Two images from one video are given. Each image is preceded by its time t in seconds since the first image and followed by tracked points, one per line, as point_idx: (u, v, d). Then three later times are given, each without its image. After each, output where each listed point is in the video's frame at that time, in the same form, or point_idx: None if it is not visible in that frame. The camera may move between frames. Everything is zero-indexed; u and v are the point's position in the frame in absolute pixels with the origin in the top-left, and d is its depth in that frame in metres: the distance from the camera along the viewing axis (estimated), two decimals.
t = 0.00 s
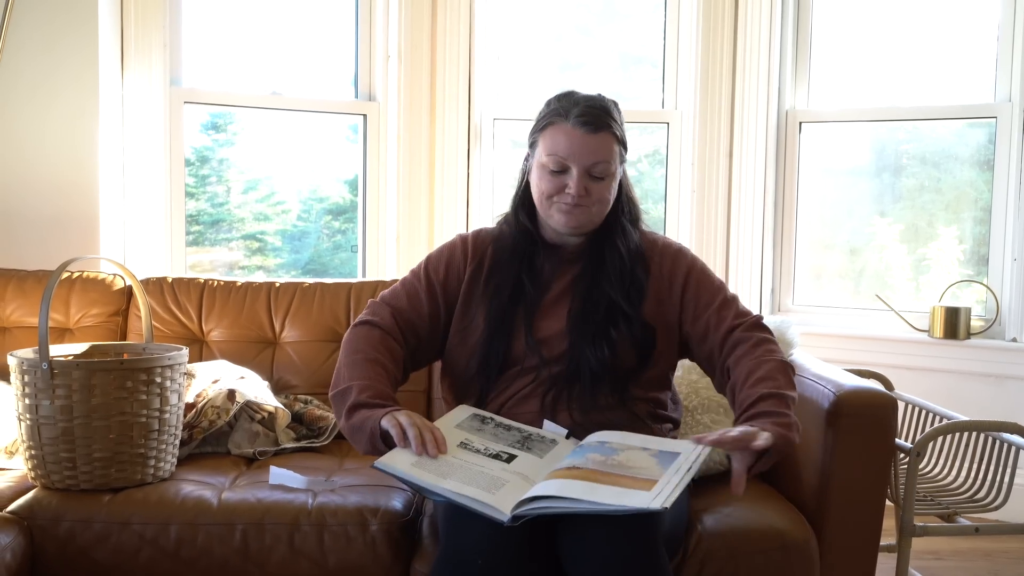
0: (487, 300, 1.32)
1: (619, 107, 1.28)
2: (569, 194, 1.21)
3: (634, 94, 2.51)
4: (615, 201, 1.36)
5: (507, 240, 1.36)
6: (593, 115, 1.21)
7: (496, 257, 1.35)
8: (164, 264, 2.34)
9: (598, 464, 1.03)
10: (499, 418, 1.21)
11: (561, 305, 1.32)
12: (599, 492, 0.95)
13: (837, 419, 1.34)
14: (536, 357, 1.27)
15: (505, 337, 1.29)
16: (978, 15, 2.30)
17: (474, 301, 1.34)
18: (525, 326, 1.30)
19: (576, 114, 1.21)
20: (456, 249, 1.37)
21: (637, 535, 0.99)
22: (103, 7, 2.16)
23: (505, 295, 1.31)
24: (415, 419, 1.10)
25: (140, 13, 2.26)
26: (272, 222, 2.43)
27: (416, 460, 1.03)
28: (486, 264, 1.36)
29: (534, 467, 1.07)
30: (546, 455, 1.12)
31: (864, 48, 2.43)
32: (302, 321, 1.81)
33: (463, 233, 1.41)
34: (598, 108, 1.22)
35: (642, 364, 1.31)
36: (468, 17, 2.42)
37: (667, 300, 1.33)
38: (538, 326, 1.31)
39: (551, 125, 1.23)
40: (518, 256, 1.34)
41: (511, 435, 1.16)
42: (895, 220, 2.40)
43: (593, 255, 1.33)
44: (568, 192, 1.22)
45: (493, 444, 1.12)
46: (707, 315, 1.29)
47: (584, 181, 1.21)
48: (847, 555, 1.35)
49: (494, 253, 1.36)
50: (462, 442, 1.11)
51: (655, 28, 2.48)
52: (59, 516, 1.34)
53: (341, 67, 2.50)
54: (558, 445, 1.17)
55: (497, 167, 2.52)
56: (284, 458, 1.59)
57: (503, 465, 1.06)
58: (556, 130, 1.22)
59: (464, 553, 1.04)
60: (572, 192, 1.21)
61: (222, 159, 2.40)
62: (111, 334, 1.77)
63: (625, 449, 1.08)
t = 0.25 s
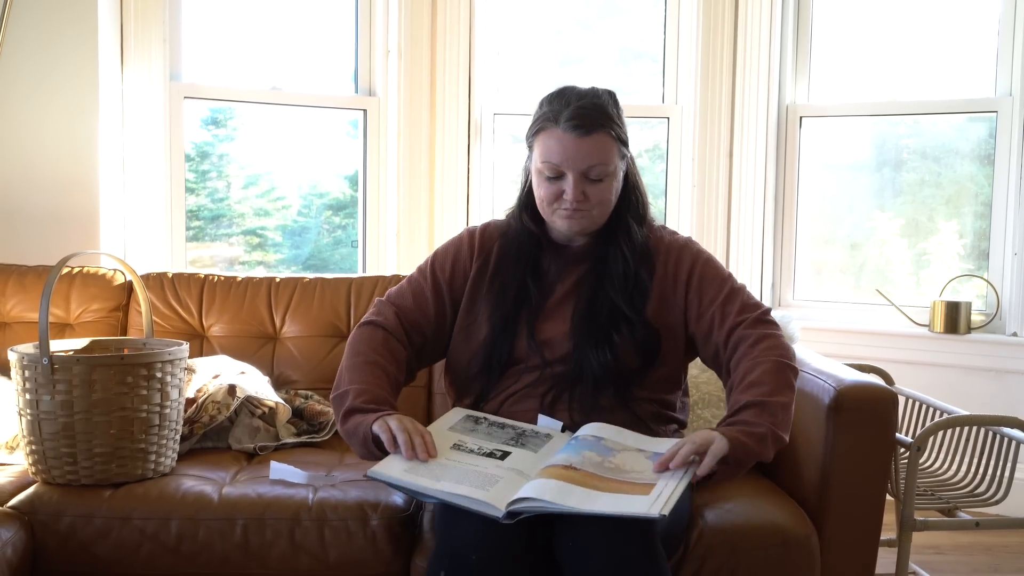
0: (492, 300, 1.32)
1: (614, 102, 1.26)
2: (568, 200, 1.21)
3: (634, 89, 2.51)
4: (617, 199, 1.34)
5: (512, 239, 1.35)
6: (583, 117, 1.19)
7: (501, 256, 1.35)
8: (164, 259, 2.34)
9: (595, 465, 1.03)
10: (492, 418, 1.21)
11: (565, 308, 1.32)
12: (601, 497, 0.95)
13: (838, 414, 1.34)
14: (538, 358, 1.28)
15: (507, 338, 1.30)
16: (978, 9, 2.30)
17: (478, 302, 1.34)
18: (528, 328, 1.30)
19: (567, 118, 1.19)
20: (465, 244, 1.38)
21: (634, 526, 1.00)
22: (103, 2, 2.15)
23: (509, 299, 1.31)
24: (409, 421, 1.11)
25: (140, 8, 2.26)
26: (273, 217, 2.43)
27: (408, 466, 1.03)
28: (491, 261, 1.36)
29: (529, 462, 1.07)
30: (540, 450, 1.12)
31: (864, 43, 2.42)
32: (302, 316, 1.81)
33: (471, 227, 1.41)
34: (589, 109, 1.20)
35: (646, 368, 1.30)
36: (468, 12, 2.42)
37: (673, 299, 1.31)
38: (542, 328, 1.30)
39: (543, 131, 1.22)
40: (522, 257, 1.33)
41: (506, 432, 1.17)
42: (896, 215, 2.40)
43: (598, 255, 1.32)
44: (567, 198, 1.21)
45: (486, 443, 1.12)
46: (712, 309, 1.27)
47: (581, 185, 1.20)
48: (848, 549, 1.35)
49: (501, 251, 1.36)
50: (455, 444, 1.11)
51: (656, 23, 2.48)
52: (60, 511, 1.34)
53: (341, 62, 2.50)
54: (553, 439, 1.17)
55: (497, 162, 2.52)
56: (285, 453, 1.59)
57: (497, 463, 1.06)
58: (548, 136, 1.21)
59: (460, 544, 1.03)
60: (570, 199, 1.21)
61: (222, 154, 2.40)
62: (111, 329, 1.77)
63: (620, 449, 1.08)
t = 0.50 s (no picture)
0: (493, 300, 1.32)
1: (608, 101, 1.25)
2: (559, 203, 1.21)
3: (634, 86, 2.50)
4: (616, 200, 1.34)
5: (513, 241, 1.34)
6: (574, 121, 1.18)
7: (501, 258, 1.34)
8: (164, 257, 2.34)
9: (609, 474, 1.03)
10: (486, 420, 1.22)
11: (567, 308, 1.32)
12: (621, 509, 0.95)
13: (838, 412, 1.34)
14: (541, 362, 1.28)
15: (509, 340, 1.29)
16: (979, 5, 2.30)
17: (479, 305, 1.34)
18: (530, 329, 1.30)
19: (557, 121, 1.19)
20: (464, 246, 1.37)
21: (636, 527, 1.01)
22: None
23: (510, 301, 1.30)
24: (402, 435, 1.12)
25: (140, 5, 2.25)
26: (273, 215, 2.43)
27: (413, 484, 1.02)
28: (491, 263, 1.35)
29: (532, 465, 1.07)
30: (541, 450, 1.13)
31: (864, 39, 2.42)
32: (303, 315, 1.81)
33: (468, 228, 1.40)
34: (579, 112, 1.19)
35: (649, 371, 1.30)
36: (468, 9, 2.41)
37: (677, 302, 1.31)
38: (544, 330, 1.31)
39: (536, 134, 1.22)
40: (523, 259, 1.32)
41: (502, 434, 1.17)
42: (896, 211, 2.39)
43: (598, 259, 1.32)
44: (558, 202, 1.21)
45: (485, 448, 1.12)
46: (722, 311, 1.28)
47: (572, 189, 1.20)
48: (850, 547, 1.35)
49: (501, 252, 1.35)
50: (455, 453, 1.10)
51: (656, 21, 2.48)
52: (60, 510, 1.34)
53: (341, 59, 2.50)
54: (551, 438, 1.18)
55: (497, 159, 2.52)
56: (285, 451, 1.59)
57: (500, 468, 1.06)
58: (539, 140, 1.20)
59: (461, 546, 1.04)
60: (562, 203, 1.20)
61: (222, 152, 2.40)
62: (111, 328, 1.77)
63: (629, 451, 1.08)
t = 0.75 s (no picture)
0: (494, 300, 1.32)
1: (608, 97, 1.27)
2: (563, 192, 1.20)
3: (634, 87, 2.50)
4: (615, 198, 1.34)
5: (514, 240, 1.35)
6: (576, 111, 1.20)
7: (502, 256, 1.35)
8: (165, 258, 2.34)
9: (613, 461, 1.02)
10: (482, 389, 1.16)
11: (569, 307, 1.32)
12: (631, 506, 0.95)
13: (840, 413, 1.34)
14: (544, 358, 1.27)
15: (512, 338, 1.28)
16: (979, 6, 2.30)
17: (481, 303, 1.34)
18: (532, 328, 1.29)
19: (560, 112, 1.20)
20: (466, 247, 1.38)
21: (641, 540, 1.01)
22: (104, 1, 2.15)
23: (511, 299, 1.30)
24: (394, 427, 1.11)
25: (141, 6, 2.25)
26: (273, 216, 2.43)
27: (423, 485, 1.03)
28: (491, 263, 1.36)
29: (538, 460, 1.06)
30: (543, 436, 1.10)
31: (865, 40, 2.42)
32: (303, 315, 1.81)
33: (469, 231, 1.41)
34: (581, 102, 1.21)
35: (651, 369, 1.29)
36: (469, 10, 2.41)
37: (677, 301, 1.32)
38: (546, 328, 1.30)
39: (540, 124, 1.22)
40: (524, 258, 1.32)
41: (501, 412, 1.13)
42: (897, 212, 2.39)
43: (600, 253, 1.32)
44: (561, 191, 1.20)
45: (486, 433, 1.09)
46: (719, 317, 1.28)
47: (576, 178, 1.20)
48: (851, 549, 1.35)
49: (501, 251, 1.35)
50: (457, 442, 1.09)
51: (657, 22, 2.48)
52: (61, 511, 1.34)
53: (341, 60, 2.50)
54: (551, 415, 1.13)
55: (497, 160, 2.52)
56: (286, 453, 1.59)
57: (505, 467, 1.05)
58: (543, 130, 1.21)
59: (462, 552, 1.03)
60: (566, 192, 1.20)
61: (222, 153, 2.40)
62: (112, 329, 1.77)
63: (627, 423, 1.06)
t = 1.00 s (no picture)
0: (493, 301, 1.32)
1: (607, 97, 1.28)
2: (567, 182, 1.20)
3: (635, 90, 2.51)
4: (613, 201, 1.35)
5: (512, 242, 1.35)
6: (576, 102, 1.21)
7: (500, 257, 1.35)
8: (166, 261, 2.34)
9: (613, 415, 1.02)
10: (464, 325, 1.11)
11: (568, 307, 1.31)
12: (638, 481, 0.97)
13: (840, 415, 1.34)
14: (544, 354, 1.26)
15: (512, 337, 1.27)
16: (980, 8, 2.30)
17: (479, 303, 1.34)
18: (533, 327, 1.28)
19: (559, 104, 1.21)
20: (465, 251, 1.39)
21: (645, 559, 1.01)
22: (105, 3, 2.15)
23: (510, 296, 1.29)
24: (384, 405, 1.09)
25: (142, 9, 2.26)
26: (274, 219, 2.43)
27: (424, 462, 1.02)
28: (488, 265, 1.36)
29: (532, 404, 1.04)
30: (532, 372, 1.07)
31: (866, 43, 2.42)
32: (305, 318, 1.81)
33: (467, 237, 1.42)
34: (579, 96, 1.22)
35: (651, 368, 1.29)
36: (470, 12, 2.41)
37: (676, 302, 1.31)
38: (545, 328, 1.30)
39: (541, 118, 1.23)
40: (522, 257, 1.32)
41: (487, 350, 1.09)
42: (898, 214, 2.39)
43: (599, 252, 1.32)
44: (566, 180, 1.20)
45: (475, 383, 1.07)
46: (718, 320, 1.27)
47: (580, 167, 1.20)
48: (851, 553, 1.35)
49: (499, 253, 1.36)
50: (448, 398, 1.07)
51: (657, 24, 2.48)
52: (62, 514, 1.34)
53: (342, 63, 2.50)
54: (537, 340, 1.09)
55: (498, 162, 2.52)
56: (288, 455, 1.60)
57: (500, 421, 1.04)
58: (545, 123, 1.22)
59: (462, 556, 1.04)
60: (570, 181, 1.20)
61: (223, 156, 2.40)
62: (113, 331, 1.77)
63: (625, 366, 1.04)
